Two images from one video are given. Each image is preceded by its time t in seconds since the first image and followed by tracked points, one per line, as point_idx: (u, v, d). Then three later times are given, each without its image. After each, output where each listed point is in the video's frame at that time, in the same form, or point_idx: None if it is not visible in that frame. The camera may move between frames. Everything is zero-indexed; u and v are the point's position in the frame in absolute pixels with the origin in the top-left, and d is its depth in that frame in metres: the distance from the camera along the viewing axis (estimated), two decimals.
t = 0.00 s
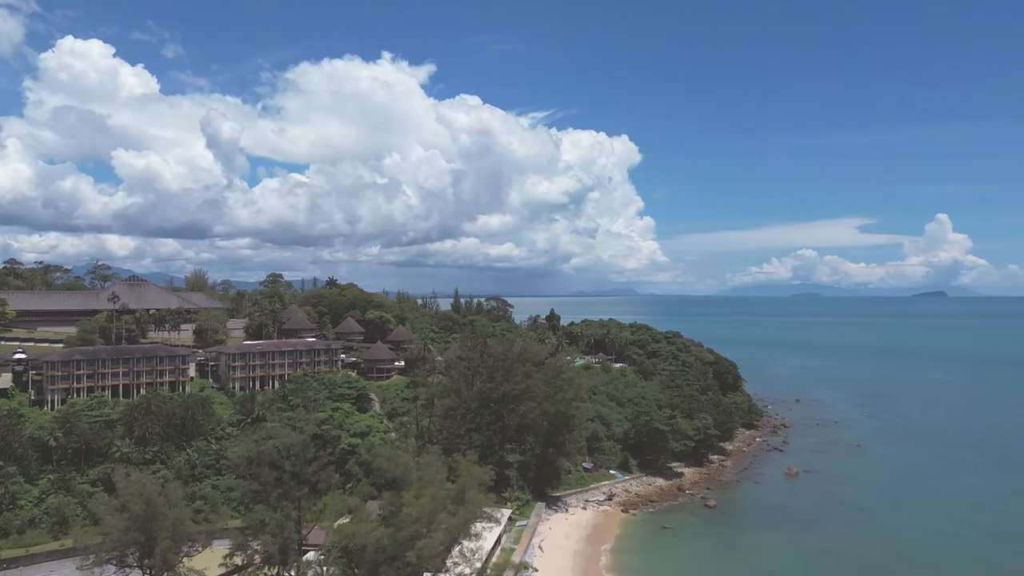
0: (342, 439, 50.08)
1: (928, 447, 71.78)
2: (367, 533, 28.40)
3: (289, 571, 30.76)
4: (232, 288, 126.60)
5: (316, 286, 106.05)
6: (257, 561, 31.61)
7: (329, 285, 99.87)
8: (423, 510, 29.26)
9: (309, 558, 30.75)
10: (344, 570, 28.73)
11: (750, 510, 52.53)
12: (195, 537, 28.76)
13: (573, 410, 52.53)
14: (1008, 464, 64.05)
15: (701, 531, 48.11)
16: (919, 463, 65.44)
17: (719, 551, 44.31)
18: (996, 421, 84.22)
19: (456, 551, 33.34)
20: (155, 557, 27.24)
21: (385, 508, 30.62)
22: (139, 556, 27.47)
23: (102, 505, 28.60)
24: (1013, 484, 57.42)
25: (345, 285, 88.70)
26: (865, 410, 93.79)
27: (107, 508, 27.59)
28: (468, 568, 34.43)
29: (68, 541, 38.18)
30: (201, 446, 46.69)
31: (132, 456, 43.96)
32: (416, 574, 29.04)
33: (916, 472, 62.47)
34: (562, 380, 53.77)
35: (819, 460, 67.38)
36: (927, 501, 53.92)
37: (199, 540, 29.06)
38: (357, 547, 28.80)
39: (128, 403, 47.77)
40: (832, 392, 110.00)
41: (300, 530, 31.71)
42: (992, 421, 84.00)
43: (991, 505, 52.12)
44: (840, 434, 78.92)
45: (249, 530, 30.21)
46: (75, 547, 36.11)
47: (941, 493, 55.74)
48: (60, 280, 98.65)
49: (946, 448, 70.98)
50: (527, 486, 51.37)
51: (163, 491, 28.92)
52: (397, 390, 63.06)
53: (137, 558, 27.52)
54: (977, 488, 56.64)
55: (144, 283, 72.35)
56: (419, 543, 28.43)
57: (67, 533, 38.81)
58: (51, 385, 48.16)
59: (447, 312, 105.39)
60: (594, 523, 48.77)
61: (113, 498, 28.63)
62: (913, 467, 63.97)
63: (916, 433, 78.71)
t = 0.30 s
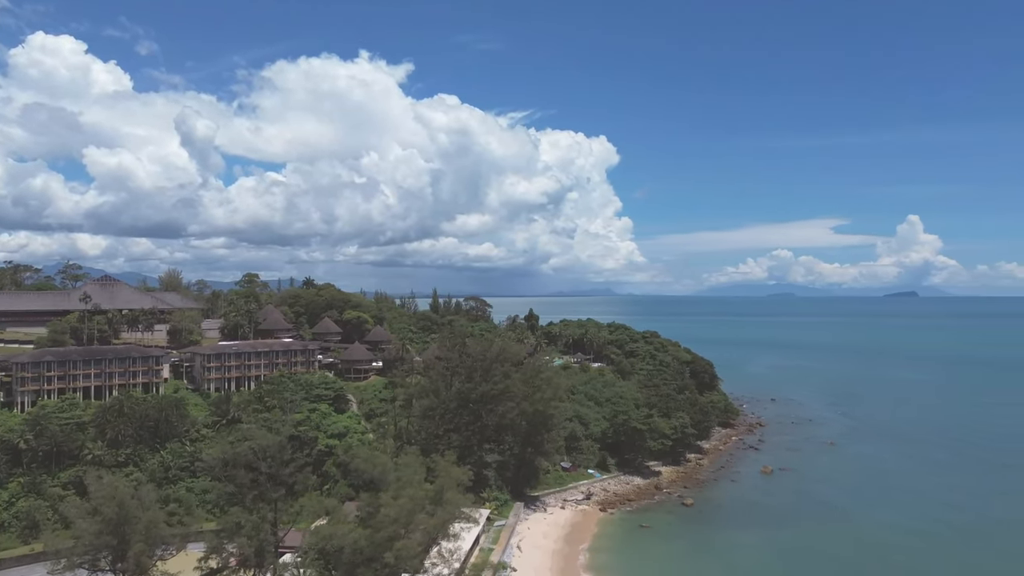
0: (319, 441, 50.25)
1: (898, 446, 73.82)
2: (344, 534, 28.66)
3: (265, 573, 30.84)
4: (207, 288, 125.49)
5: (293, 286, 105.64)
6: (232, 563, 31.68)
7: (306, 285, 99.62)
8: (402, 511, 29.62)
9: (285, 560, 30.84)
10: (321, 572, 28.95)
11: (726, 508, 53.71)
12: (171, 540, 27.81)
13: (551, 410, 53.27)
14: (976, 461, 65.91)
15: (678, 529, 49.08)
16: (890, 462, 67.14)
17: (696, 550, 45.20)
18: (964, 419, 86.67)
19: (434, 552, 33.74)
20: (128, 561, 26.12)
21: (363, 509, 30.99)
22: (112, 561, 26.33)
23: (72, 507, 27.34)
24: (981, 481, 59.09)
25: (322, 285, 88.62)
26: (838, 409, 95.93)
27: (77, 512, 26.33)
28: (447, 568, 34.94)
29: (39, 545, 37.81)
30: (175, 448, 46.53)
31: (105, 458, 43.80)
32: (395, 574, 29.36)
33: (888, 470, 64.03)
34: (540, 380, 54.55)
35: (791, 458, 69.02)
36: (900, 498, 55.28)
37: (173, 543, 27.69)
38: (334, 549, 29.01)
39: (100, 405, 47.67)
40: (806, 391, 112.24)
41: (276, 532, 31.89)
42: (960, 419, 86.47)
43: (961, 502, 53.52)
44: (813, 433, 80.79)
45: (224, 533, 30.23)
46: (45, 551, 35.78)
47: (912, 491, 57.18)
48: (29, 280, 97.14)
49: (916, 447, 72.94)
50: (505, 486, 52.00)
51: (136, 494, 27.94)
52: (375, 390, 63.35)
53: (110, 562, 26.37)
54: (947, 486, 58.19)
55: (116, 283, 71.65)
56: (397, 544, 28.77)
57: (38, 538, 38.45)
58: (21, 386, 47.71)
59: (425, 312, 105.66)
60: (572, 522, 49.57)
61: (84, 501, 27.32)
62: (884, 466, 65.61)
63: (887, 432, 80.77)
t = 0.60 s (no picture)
0: (298, 442, 50.42)
1: (870, 444, 75.78)
2: (323, 536, 28.90)
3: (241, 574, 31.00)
4: (183, 288, 124.39)
5: (270, 286, 105.20)
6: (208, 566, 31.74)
7: (285, 285, 99.36)
8: (381, 512, 30.08)
9: (262, 562, 31.02)
10: (299, 573, 29.17)
11: (705, 506, 54.91)
12: (145, 543, 27.14)
13: (531, 410, 53.99)
14: (947, 460, 67.82)
15: (657, 528, 50.02)
16: (863, 460, 68.84)
17: (678, 549, 46.15)
18: (935, 417, 89.09)
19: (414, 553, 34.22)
20: (103, 564, 25.65)
21: (342, 510, 31.49)
22: (86, 565, 25.88)
23: (45, 511, 26.88)
24: (952, 480, 60.85)
25: (300, 286, 88.53)
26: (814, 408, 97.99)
27: (49, 515, 25.80)
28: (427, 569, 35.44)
29: (10, 549, 37.33)
30: (150, 450, 46.22)
31: (78, 461, 43.50)
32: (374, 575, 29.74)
33: (860, 468, 65.71)
34: (520, 379, 55.28)
35: (767, 457, 70.57)
36: (875, 497, 56.69)
37: (149, 547, 26.95)
38: (313, 551, 29.19)
39: (73, 406, 47.61)
40: (782, 390, 114.38)
41: (254, 535, 32.06)
42: (931, 418, 88.75)
43: (934, 500, 55.08)
44: (789, 432, 82.57)
45: (200, 536, 30.18)
46: (17, 555, 35.45)
47: (887, 490, 58.67)
48: None
49: (889, 446, 74.82)
50: (485, 486, 52.61)
51: (110, 497, 27.40)
52: (354, 391, 63.58)
53: (84, 566, 25.92)
54: (920, 484, 59.84)
55: (89, 283, 70.93)
56: (377, 545, 29.18)
57: (9, 541, 37.58)
58: None
59: (405, 312, 105.90)
60: (552, 522, 50.36)
61: (57, 504, 26.92)
62: (857, 464, 67.33)
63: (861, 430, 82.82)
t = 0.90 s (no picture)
0: (277, 443, 50.56)
1: (845, 443, 77.58)
2: (303, 538, 29.13)
3: None
4: (160, 287, 123.32)
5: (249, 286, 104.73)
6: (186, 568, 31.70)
7: (264, 285, 99.05)
8: (362, 512, 30.53)
9: (241, 564, 31.18)
10: None
11: (685, 504, 55.98)
12: (121, 547, 26.69)
13: (512, 410, 54.59)
14: (920, 459, 69.56)
15: (636, 527, 50.93)
16: (837, 459, 70.51)
17: (659, 549, 47.01)
18: (908, 416, 91.33)
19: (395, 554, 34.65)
20: (78, 569, 25.05)
21: (322, 512, 31.99)
22: (61, 569, 25.22)
23: (19, 515, 26.66)
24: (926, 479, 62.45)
25: (279, 286, 88.50)
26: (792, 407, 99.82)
27: (23, 519, 25.52)
28: (408, 570, 35.87)
29: None
30: (127, 452, 45.97)
31: (52, 463, 43.09)
32: None
33: (834, 466, 67.31)
34: (502, 379, 55.87)
35: (745, 455, 71.98)
36: (847, 495, 58.21)
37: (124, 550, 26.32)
38: (293, 553, 29.42)
39: (48, 408, 47.46)
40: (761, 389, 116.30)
41: (231, 538, 32.18)
42: (904, 417, 90.94)
43: (908, 500, 56.50)
44: (767, 430, 84.18)
45: (178, 539, 30.12)
46: None
47: (859, 488, 60.24)
48: None
49: (863, 444, 76.65)
50: (466, 486, 53.14)
51: (85, 500, 26.89)
52: (334, 392, 63.78)
53: (59, 571, 25.25)
54: (894, 483, 61.37)
55: (64, 282, 70.09)
56: (358, 546, 29.53)
57: None
58: None
59: (385, 312, 106.01)
60: (533, 522, 51.07)
61: (33, 507, 26.74)
62: (830, 462, 68.95)
63: (836, 429, 84.66)
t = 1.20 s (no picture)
0: (257, 444, 50.79)
1: (821, 441, 79.39)
2: (284, 540, 29.43)
3: None
4: (138, 287, 122.24)
5: (227, 286, 104.25)
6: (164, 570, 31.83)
7: (244, 285, 98.76)
8: (342, 514, 31.02)
9: (220, 566, 31.40)
10: None
11: (664, 504, 57.07)
12: (98, 549, 26.66)
13: (494, 410, 55.32)
14: (894, 457, 71.39)
15: (615, 527, 51.85)
16: (812, 457, 72.19)
17: (639, 548, 47.92)
18: (883, 415, 93.52)
19: (377, 555, 35.11)
20: (53, 573, 25.10)
21: (302, 514, 32.38)
22: (36, 572, 25.29)
23: None
24: (899, 478, 64.19)
25: (258, 286, 88.44)
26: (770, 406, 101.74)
27: None
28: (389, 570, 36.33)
29: None
30: (103, 455, 45.91)
31: (28, 466, 42.91)
32: None
33: (809, 465, 68.93)
34: (484, 380, 56.59)
35: (723, 454, 73.39)
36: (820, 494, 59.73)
37: (101, 553, 26.38)
38: (272, 556, 29.73)
39: (22, 410, 47.30)
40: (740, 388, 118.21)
41: (210, 540, 32.38)
42: (879, 416, 93.07)
43: (881, 498, 58.07)
44: (747, 430, 85.81)
45: (155, 542, 30.23)
46: None
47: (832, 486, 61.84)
48: None
49: (838, 443, 78.48)
50: (448, 487, 53.70)
51: (62, 503, 26.90)
52: (315, 393, 64.05)
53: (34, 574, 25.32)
54: (869, 482, 62.95)
55: (39, 283, 69.50)
56: (338, 548, 29.97)
57: None
58: None
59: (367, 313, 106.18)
60: (514, 522, 51.83)
61: (9, 511, 26.76)
62: (805, 461, 70.58)
63: (813, 428, 86.50)
